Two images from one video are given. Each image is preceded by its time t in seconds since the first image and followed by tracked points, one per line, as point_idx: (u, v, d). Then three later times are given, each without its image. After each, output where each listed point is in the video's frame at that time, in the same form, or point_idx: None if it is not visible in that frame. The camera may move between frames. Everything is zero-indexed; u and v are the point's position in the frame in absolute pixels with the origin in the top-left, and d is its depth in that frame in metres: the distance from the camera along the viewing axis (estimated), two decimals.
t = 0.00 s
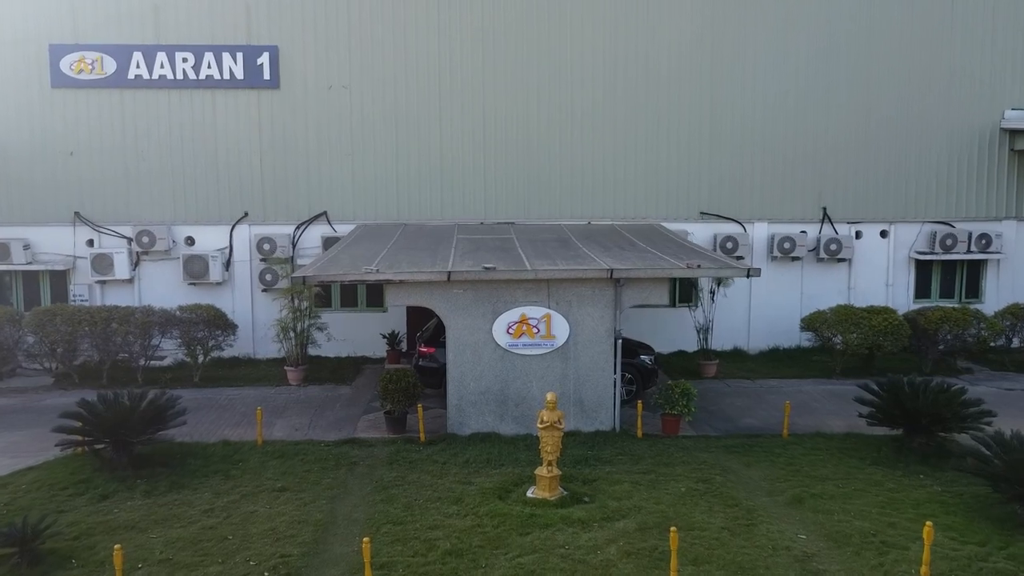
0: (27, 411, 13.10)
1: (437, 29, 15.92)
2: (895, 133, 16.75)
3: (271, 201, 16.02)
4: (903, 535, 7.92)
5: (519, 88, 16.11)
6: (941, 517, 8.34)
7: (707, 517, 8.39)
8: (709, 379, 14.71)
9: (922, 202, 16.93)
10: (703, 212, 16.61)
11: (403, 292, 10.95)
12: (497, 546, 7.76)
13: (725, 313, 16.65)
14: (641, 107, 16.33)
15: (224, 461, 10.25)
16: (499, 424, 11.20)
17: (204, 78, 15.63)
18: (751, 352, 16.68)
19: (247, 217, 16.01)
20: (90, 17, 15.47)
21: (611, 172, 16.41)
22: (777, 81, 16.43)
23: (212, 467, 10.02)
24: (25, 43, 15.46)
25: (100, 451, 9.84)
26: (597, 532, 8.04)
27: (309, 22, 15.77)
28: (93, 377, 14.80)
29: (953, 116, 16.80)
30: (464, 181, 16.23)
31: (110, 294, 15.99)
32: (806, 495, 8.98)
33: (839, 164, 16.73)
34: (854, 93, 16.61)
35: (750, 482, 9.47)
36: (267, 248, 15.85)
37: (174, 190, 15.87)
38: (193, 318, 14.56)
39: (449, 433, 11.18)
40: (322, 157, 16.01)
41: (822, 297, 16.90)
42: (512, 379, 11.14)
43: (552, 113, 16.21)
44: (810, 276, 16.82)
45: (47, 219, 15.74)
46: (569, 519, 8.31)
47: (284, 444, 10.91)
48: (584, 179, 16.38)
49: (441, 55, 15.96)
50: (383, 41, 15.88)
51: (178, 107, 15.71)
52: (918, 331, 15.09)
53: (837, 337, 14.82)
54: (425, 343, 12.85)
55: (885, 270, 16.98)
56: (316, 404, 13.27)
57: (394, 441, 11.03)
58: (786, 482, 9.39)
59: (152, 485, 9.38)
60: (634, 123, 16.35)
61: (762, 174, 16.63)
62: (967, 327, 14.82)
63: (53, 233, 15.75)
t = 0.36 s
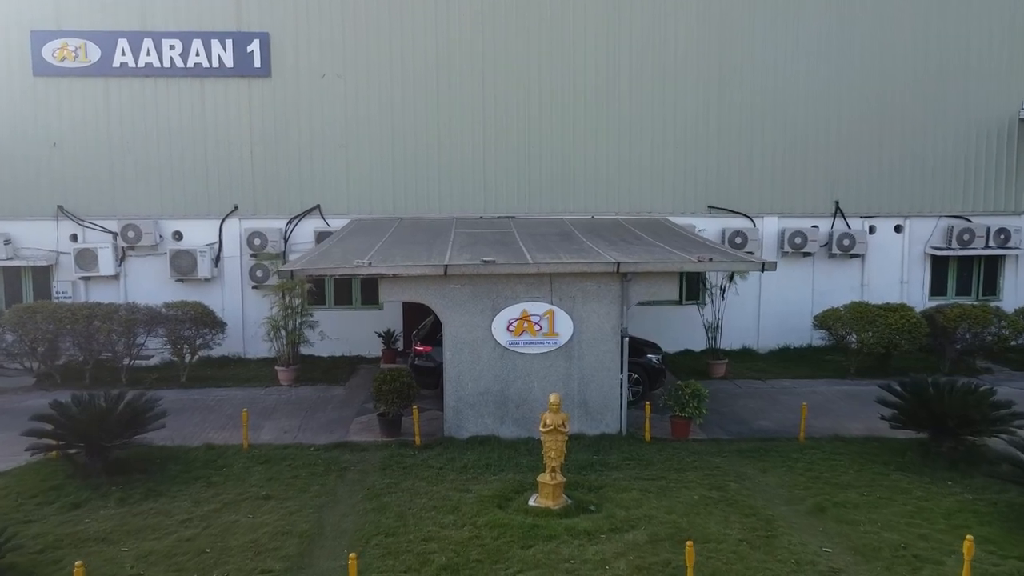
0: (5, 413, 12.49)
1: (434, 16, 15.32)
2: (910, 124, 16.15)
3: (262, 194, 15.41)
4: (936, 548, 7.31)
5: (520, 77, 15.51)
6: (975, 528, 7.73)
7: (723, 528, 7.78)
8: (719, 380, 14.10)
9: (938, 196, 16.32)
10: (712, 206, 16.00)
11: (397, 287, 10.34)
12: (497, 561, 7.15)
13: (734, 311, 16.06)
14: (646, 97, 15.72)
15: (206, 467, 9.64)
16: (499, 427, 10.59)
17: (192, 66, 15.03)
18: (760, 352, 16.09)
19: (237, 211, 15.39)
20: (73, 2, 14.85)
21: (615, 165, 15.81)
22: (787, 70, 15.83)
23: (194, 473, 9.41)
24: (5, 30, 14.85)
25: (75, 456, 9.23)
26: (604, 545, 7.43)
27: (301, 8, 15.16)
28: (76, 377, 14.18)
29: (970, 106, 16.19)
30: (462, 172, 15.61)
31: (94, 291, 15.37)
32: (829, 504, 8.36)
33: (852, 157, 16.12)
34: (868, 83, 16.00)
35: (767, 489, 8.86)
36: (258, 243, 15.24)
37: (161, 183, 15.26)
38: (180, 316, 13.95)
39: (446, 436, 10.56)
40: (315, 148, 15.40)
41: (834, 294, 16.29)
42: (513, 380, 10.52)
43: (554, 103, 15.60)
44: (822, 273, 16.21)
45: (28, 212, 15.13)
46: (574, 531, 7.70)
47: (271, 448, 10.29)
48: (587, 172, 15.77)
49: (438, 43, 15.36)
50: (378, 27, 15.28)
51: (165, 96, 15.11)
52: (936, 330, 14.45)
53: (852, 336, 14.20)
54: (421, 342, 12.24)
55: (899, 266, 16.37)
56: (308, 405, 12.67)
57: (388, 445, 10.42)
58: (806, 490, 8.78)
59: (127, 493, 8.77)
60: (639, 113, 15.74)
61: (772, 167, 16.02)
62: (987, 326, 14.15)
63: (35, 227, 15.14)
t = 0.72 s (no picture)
0: None
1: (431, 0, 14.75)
2: (924, 113, 15.58)
3: (252, 186, 14.84)
4: (970, 560, 6.74)
5: (519, 64, 14.94)
6: (1011, 538, 7.14)
7: (738, 538, 7.21)
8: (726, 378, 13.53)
9: (953, 188, 15.76)
10: (718, 198, 15.43)
11: (389, 280, 9.77)
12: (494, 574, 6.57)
13: (742, 307, 15.50)
14: (650, 85, 15.16)
15: (186, 471, 9.06)
16: (497, 428, 10.02)
17: (179, 53, 14.46)
18: (769, 350, 15.53)
19: (225, 204, 14.82)
20: None
21: (618, 155, 15.24)
22: (796, 57, 15.27)
23: (172, 478, 8.83)
24: None
25: (45, 458, 8.65)
26: (610, 556, 6.85)
27: None
28: (57, 376, 13.60)
29: (986, 95, 15.63)
30: (460, 162, 15.05)
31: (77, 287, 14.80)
32: (851, 512, 7.79)
33: (863, 147, 15.56)
34: (880, 70, 15.44)
35: (784, 495, 8.28)
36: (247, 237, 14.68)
37: (146, 174, 14.70)
38: (165, 311, 13.36)
39: (442, 437, 10.00)
40: (307, 138, 14.83)
41: (845, 290, 15.73)
42: (512, 378, 9.95)
43: (555, 91, 15.04)
44: (833, 268, 15.65)
45: (9, 205, 14.57)
46: (577, 540, 7.12)
47: (256, 451, 9.72)
48: (589, 164, 15.20)
49: (434, 28, 14.79)
50: (372, 12, 14.72)
51: (151, 84, 14.54)
52: (953, 327, 13.87)
53: (865, 333, 13.63)
54: (415, 338, 11.69)
55: (912, 261, 15.81)
56: (297, 406, 12.10)
57: (380, 447, 9.85)
58: (825, 496, 8.21)
59: (99, 499, 8.19)
60: (643, 102, 15.17)
61: (781, 157, 15.45)
62: (1007, 322, 13.58)
63: (16, 221, 14.58)
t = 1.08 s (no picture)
0: None
1: None
2: (940, 101, 14.94)
3: (238, 178, 14.22)
4: None
5: (517, 50, 14.30)
6: None
7: (755, 552, 6.58)
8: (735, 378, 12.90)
9: (969, 179, 15.13)
10: (725, 190, 14.79)
11: (376, 271, 9.13)
12: None
13: (749, 304, 14.87)
14: (654, 72, 14.52)
15: (158, 477, 8.44)
16: (492, 431, 9.39)
17: (161, 38, 13.83)
18: (778, 348, 14.91)
19: (210, 196, 14.20)
20: None
21: (621, 145, 14.60)
22: (806, 43, 14.63)
23: (142, 484, 8.20)
24: None
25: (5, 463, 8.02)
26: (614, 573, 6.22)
27: None
28: (32, 376, 12.96)
29: (1004, 82, 15.00)
30: (456, 153, 14.42)
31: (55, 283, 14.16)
32: (877, 522, 7.15)
33: (876, 137, 14.92)
34: (894, 56, 14.80)
35: (802, 504, 7.65)
36: (233, 230, 14.06)
37: (128, 164, 14.07)
38: (145, 308, 12.67)
39: (433, 441, 9.37)
40: (295, 128, 14.20)
41: (856, 286, 15.09)
42: (508, 378, 9.32)
43: (554, 78, 14.40)
44: (844, 262, 15.02)
45: None
46: (578, 555, 6.48)
47: (234, 455, 9.09)
48: (590, 154, 14.57)
49: (428, 12, 14.16)
50: None
51: (132, 71, 13.91)
52: (972, 323, 13.22)
53: (880, 330, 13.01)
54: (406, 336, 11.07)
55: (927, 256, 15.17)
56: (283, 407, 11.47)
57: (367, 451, 9.22)
58: (847, 505, 7.57)
59: (60, 508, 7.56)
60: (646, 89, 14.54)
61: (790, 148, 14.82)
62: None
63: None
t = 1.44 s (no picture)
0: None
1: None
2: (957, 87, 14.30)
3: (224, 167, 13.56)
4: None
5: (515, 33, 13.64)
6: None
7: (778, 569, 5.92)
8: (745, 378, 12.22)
9: (989, 169, 14.46)
10: (734, 181, 14.12)
11: (363, 262, 8.47)
12: None
13: (759, 301, 14.21)
14: (660, 57, 13.86)
15: (125, 484, 7.77)
16: (488, 434, 8.73)
17: (143, 20, 13.18)
18: (789, 346, 14.25)
19: (195, 186, 13.54)
20: None
21: (624, 134, 13.94)
22: (818, 26, 13.99)
23: (108, 492, 7.55)
24: None
25: None
26: None
27: None
28: (5, 375, 12.26)
29: None
30: (451, 142, 13.75)
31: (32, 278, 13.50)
32: (910, 535, 6.49)
33: (892, 124, 14.27)
34: (910, 40, 14.15)
35: (826, 514, 6.99)
36: (218, 223, 13.41)
37: (108, 153, 13.41)
38: (126, 304, 12.01)
39: (425, 445, 8.70)
40: (283, 115, 13.55)
41: (871, 281, 14.41)
42: (505, 377, 8.66)
43: (555, 63, 13.74)
44: (859, 256, 14.34)
45: None
46: (582, 573, 5.82)
47: (210, 460, 8.43)
48: (592, 144, 13.91)
49: None
50: None
51: (112, 55, 13.26)
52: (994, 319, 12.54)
53: (898, 327, 12.36)
54: (397, 332, 10.42)
55: (945, 249, 14.49)
56: (267, 408, 10.80)
57: (353, 455, 8.56)
58: (876, 515, 6.91)
59: (14, 519, 6.90)
60: (651, 75, 13.88)
61: (802, 136, 14.16)
62: None
63: None
